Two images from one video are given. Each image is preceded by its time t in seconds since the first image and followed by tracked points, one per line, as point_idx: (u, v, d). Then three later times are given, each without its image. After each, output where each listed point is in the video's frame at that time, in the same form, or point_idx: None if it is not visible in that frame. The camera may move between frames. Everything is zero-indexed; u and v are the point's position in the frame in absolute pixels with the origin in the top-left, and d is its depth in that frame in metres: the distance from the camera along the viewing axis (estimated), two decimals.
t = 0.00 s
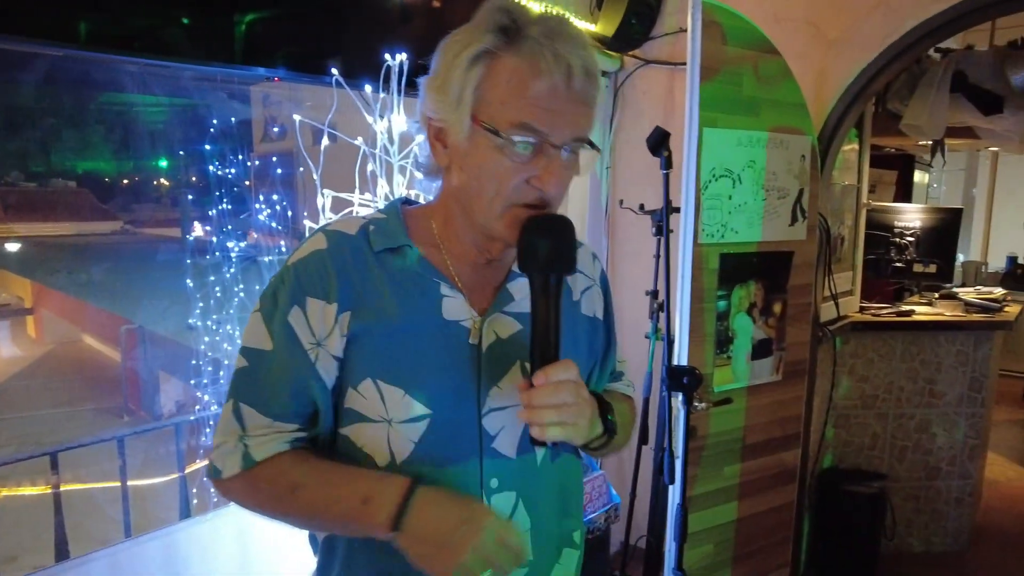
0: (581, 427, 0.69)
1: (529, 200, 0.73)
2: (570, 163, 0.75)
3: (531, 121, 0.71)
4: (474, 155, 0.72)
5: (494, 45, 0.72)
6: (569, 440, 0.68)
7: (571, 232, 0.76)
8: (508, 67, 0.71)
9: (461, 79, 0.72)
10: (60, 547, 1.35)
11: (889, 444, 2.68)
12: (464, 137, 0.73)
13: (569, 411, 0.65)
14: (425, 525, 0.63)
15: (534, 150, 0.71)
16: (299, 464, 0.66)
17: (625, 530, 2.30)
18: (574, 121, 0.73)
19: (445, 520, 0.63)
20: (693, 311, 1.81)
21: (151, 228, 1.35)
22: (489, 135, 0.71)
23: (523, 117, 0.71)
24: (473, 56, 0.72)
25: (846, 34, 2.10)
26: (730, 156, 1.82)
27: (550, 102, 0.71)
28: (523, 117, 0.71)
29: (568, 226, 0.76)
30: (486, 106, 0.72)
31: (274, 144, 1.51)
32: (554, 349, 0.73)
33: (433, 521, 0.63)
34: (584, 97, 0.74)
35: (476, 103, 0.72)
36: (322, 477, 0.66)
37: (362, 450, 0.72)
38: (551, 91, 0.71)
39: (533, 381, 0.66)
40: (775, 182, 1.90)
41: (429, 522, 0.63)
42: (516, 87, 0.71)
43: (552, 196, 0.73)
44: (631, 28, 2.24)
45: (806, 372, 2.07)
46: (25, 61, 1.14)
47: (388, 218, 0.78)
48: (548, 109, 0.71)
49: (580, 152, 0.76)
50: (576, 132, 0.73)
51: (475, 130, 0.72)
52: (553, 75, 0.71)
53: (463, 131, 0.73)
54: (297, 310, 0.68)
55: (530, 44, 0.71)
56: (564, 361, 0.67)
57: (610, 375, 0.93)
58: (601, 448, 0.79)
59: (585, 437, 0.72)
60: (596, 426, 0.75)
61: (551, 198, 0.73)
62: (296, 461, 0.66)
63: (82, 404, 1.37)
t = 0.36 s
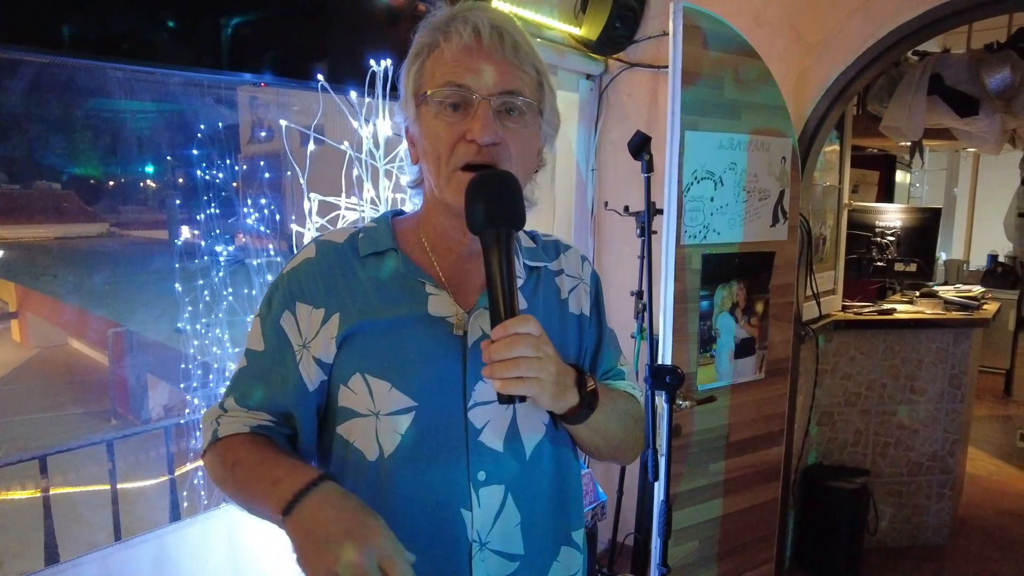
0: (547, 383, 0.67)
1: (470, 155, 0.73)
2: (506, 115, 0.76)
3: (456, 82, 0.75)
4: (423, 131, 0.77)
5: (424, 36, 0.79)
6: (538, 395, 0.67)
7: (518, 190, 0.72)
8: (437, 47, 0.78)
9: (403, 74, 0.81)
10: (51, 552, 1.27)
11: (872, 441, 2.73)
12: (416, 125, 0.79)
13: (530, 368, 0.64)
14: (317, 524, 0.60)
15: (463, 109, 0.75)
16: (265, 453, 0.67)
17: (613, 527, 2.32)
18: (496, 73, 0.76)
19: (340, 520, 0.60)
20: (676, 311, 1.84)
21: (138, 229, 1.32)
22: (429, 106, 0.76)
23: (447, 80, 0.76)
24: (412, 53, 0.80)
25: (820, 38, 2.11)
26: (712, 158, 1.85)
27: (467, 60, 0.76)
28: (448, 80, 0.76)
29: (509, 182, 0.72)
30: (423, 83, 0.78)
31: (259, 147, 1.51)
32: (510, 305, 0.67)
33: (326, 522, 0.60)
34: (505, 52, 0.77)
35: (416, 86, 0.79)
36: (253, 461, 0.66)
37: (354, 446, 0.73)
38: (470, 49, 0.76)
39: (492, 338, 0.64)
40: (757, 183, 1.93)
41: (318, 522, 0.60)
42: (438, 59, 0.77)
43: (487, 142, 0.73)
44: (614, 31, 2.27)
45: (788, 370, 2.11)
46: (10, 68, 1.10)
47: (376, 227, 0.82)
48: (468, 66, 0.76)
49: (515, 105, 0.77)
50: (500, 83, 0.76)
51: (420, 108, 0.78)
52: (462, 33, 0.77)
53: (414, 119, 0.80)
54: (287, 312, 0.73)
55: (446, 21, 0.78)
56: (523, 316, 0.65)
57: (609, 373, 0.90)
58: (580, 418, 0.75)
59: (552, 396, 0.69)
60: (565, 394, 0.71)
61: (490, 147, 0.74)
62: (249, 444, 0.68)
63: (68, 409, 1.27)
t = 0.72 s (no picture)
0: (557, 378, 0.70)
1: (468, 156, 0.77)
2: (504, 115, 0.80)
3: (453, 83, 0.80)
4: (423, 132, 0.81)
5: (423, 41, 0.84)
6: (546, 393, 0.70)
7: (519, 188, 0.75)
8: (435, 51, 0.82)
9: (404, 76, 0.85)
10: (62, 550, 1.30)
11: (859, 437, 2.81)
12: (415, 128, 0.83)
13: (539, 369, 0.66)
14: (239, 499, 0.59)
15: (460, 110, 0.79)
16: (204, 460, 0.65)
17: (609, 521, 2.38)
18: (493, 74, 0.80)
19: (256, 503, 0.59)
20: (670, 310, 1.89)
21: (123, 233, 1.30)
22: (428, 107, 0.81)
23: (445, 83, 0.80)
24: (411, 57, 0.85)
25: (812, 42, 2.16)
26: (704, 162, 1.90)
27: (464, 63, 0.80)
28: (446, 83, 0.80)
29: (512, 184, 0.75)
30: (423, 85, 0.82)
31: (262, 151, 1.56)
32: (519, 304, 0.70)
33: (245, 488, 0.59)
34: (501, 54, 0.82)
35: (415, 90, 0.83)
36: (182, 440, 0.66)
37: (369, 462, 0.77)
38: (467, 51, 0.81)
39: (499, 341, 0.67)
40: (748, 186, 1.99)
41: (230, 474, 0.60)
42: (436, 62, 0.81)
43: (484, 143, 0.77)
44: (608, 36, 2.32)
45: (779, 368, 2.16)
46: (26, 77, 1.13)
47: (377, 237, 0.86)
48: (464, 68, 0.80)
49: (513, 107, 0.80)
50: (497, 85, 0.80)
51: (420, 109, 0.82)
52: (460, 36, 0.81)
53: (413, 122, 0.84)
54: (282, 316, 0.76)
55: (443, 24, 0.83)
56: (530, 316, 0.67)
57: (609, 365, 0.96)
58: (585, 412, 0.80)
59: (560, 392, 0.73)
60: (573, 388, 0.76)
61: (486, 149, 0.77)
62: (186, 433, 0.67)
63: (68, 413, 1.29)
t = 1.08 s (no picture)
0: (522, 382, 0.66)
1: (427, 148, 0.72)
2: (468, 103, 0.75)
3: (412, 69, 0.73)
4: (380, 117, 0.76)
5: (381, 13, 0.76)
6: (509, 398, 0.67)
7: (481, 185, 0.72)
8: (395, 27, 0.75)
9: (360, 53, 0.78)
10: (48, 535, 1.31)
11: (826, 424, 2.91)
12: (371, 109, 0.78)
13: (503, 374, 0.63)
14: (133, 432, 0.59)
15: (421, 96, 0.74)
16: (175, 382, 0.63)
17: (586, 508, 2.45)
18: (458, 59, 0.74)
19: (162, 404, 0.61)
20: (644, 301, 1.96)
21: (89, 241, 1.30)
22: (387, 93, 0.75)
23: (405, 66, 0.74)
24: (368, 30, 0.77)
25: (778, 43, 2.24)
26: (674, 158, 1.98)
27: (427, 46, 0.74)
28: (406, 67, 0.74)
29: (475, 181, 0.71)
30: (381, 67, 0.76)
31: (245, 147, 1.59)
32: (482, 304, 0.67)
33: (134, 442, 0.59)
34: (468, 37, 0.75)
35: (373, 68, 0.76)
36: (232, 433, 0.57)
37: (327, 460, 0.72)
38: (429, 34, 0.74)
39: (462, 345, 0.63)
40: (716, 181, 2.08)
41: (146, 461, 0.58)
42: (397, 40, 0.75)
43: (447, 135, 0.72)
44: (581, 38, 2.39)
45: (747, 356, 2.25)
46: (16, 70, 1.15)
47: (330, 222, 0.79)
48: (427, 51, 0.74)
49: (479, 94, 0.75)
50: (461, 72, 0.74)
51: (377, 94, 0.76)
52: (422, 15, 0.74)
53: (369, 102, 0.78)
54: (237, 307, 0.68)
55: None
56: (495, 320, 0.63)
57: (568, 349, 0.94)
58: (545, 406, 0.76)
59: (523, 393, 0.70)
60: (535, 381, 0.72)
61: (450, 141, 0.72)
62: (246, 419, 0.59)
63: (42, 420, 1.28)
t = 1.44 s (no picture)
0: (413, 399, 0.68)
1: (330, 162, 0.71)
2: (374, 119, 0.74)
3: (317, 82, 0.73)
4: (284, 128, 0.74)
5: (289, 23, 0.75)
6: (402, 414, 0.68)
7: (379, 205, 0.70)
8: (303, 38, 0.74)
9: (267, 63, 0.77)
10: None
11: (755, 413, 3.09)
12: (276, 118, 0.76)
13: (397, 393, 0.64)
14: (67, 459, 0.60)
15: (327, 109, 0.73)
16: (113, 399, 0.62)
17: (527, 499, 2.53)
18: (365, 76, 0.73)
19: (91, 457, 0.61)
20: (578, 298, 2.05)
21: (16, 244, 1.26)
22: (291, 104, 0.74)
23: (311, 79, 0.73)
24: (276, 38, 0.76)
25: (701, 53, 2.39)
26: (603, 161, 2.08)
27: (334, 60, 0.73)
28: (312, 79, 0.73)
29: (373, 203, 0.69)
30: (286, 78, 0.75)
31: (181, 150, 1.59)
32: (378, 324, 0.66)
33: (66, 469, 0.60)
34: (377, 53, 0.75)
35: (279, 77, 0.75)
36: (156, 550, 0.56)
37: (220, 471, 0.69)
38: (335, 48, 0.73)
39: (356, 365, 0.64)
40: (644, 183, 2.20)
41: (89, 504, 0.59)
42: (303, 52, 0.74)
43: (350, 150, 0.71)
44: (517, 44, 2.48)
45: (676, 348, 2.39)
46: None
47: (231, 228, 0.73)
48: (334, 65, 0.73)
49: (386, 110, 0.75)
50: (366, 87, 0.73)
51: (282, 105, 0.75)
52: (329, 30, 0.73)
53: (274, 111, 0.76)
54: (133, 328, 0.64)
55: (314, 8, 0.74)
56: (388, 340, 0.65)
57: (476, 358, 0.94)
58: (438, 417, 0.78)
59: (417, 409, 0.71)
60: (428, 396, 0.73)
61: (352, 157, 0.71)
62: (171, 529, 0.58)
63: None
